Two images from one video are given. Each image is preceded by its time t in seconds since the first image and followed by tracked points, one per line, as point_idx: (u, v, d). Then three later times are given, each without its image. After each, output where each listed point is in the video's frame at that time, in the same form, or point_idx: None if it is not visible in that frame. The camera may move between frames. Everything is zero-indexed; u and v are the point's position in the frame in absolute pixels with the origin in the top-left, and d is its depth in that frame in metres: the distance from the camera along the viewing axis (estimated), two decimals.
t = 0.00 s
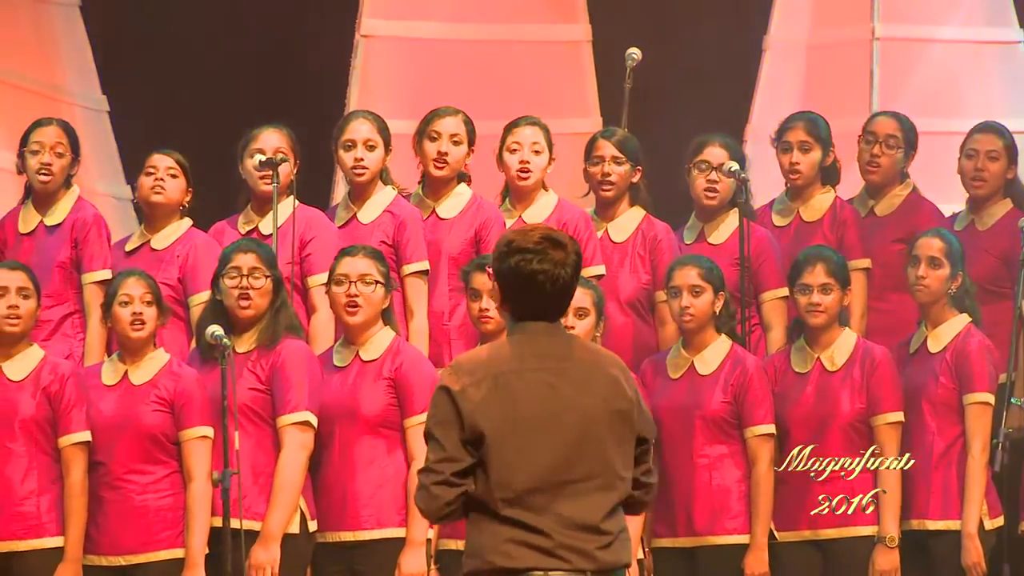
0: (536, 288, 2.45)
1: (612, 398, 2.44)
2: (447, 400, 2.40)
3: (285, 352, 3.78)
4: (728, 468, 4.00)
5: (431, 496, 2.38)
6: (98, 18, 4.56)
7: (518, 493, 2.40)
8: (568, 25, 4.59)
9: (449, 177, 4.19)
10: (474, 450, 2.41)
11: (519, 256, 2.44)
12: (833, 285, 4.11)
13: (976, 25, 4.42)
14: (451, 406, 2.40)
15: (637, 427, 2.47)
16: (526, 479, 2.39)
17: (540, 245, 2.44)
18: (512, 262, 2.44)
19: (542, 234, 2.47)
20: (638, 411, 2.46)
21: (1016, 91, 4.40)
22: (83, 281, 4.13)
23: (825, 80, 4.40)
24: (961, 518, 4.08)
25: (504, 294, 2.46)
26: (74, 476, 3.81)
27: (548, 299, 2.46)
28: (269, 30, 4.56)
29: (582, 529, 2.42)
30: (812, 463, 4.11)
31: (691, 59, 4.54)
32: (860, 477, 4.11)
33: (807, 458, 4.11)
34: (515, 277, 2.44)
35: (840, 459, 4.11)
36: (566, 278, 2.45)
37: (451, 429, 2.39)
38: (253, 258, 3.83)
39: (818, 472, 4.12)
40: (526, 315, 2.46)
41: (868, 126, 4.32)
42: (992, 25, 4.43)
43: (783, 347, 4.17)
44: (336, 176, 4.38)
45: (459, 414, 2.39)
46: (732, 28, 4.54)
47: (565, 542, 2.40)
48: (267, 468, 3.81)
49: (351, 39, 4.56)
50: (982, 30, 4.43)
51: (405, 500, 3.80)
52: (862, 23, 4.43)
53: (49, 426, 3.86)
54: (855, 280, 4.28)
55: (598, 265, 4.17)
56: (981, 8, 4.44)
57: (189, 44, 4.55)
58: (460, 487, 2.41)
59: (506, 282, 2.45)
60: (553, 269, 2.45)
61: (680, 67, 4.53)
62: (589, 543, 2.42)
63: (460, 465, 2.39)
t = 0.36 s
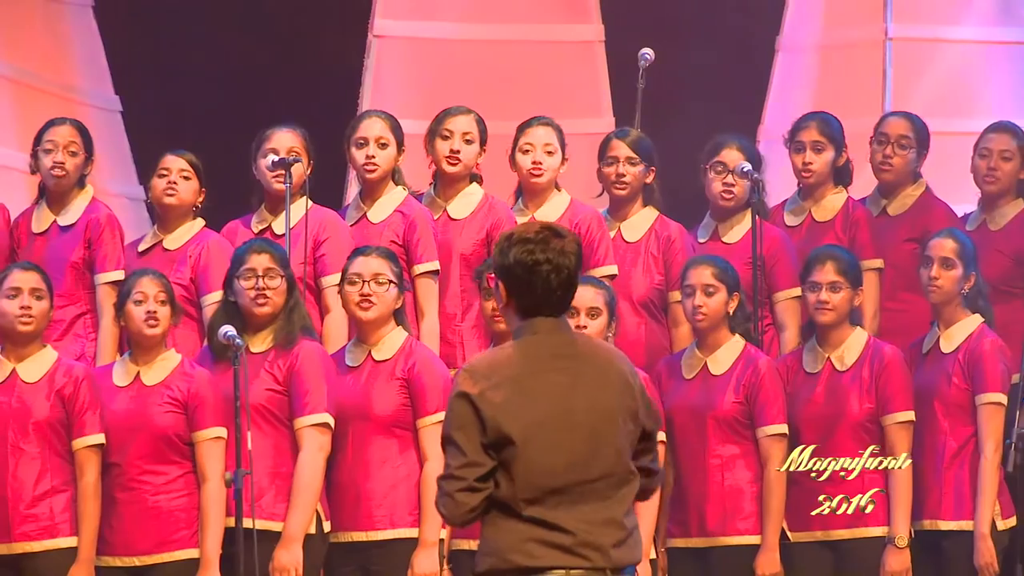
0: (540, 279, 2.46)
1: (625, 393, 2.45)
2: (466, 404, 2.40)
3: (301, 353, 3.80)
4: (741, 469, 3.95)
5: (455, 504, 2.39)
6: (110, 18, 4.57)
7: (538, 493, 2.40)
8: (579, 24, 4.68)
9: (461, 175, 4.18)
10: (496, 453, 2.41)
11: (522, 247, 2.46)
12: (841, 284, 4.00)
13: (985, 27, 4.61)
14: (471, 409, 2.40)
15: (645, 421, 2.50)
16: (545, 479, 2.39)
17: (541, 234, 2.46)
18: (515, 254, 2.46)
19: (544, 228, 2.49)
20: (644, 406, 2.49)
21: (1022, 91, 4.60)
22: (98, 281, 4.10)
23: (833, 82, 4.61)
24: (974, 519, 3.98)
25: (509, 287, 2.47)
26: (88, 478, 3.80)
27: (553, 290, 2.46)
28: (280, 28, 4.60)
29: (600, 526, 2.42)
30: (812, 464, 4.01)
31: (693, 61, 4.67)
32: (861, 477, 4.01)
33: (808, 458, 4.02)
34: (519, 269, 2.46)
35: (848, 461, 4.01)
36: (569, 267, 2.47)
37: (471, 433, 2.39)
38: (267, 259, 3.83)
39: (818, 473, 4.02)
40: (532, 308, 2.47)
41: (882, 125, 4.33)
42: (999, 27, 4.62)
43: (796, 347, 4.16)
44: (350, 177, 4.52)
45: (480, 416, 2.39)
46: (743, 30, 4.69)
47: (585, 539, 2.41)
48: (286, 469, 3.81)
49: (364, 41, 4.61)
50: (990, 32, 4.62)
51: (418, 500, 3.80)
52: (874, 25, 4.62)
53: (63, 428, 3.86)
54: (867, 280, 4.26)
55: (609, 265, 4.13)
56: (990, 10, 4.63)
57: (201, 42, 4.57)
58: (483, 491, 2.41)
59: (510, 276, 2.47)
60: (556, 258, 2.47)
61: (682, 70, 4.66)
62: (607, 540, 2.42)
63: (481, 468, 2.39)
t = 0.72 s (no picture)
0: (553, 284, 2.47)
1: (640, 395, 2.46)
2: (476, 405, 2.42)
3: (317, 354, 3.81)
4: (759, 469, 3.95)
5: (465, 505, 2.41)
6: (127, 18, 4.60)
7: (549, 494, 2.42)
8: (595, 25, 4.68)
9: (478, 176, 4.15)
10: (505, 454, 2.43)
11: (536, 253, 2.48)
12: (854, 285, 3.98)
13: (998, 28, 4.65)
14: (480, 411, 2.42)
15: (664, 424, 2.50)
16: (557, 481, 2.41)
17: (556, 240, 2.48)
18: (528, 259, 2.48)
19: (561, 233, 2.51)
20: (661, 409, 2.49)
21: None
22: (116, 282, 4.10)
23: (847, 82, 4.65)
24: (989, 519, 3.96)
25: (522, 292, 2.49)
26: (106, 478, 3.81)
27: (565, 297, 2.48)
28: (299, 29, 4.58)
29: (612, 528, 2.44)
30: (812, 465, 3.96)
31: (715, 61, 4.65)
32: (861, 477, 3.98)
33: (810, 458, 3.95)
34: (532, 275, 2.48)
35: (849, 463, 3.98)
36: (582, 275, 2.48)
37: (481, 434, 2.42)
38: (284, 262, 3.83)
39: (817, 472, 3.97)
40: (544, 313, 2.49)
41: (897, 126, 4.31)
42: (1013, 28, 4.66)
43: (813, 347, 4.15)
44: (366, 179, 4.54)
45: (488, 417, 2.41)
46: (759, 31, 4.68)
47: (597, 541, 2.42)
48: (302, 470, 3.83)
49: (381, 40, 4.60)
50: (1004, 33, 4.65)
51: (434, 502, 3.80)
52: (889, 24, 4.65)
53: (81, 429, 3.87)
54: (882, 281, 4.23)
55: (625, 266, 4.10)
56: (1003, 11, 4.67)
57: (217, 43, 4.58)
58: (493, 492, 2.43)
59: (522, 280, 2.49)
60: (569, 265, 2.48)
61: (703, 70, 4.64)
62: (619, 542, 2.44)
63: (490, 469, 2.41)
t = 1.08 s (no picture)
0: (579, 277, 2.47)
1: (655, 398, 2.46)
2: (490, 401, 2.44)
3: (329, 355, 3.80)
4: (779, 469, 3.94)
5: (474, 500, 2.43)
6: (142, 18, 4.61)
7: (560, 495, 2.42)
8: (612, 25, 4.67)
9: (495, 176, 4.11)
10: (518, 452, 2.44)
11: (566, 244, 2.47)
12: (872, 285, 3.97)
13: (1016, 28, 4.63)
14: (494, 408, 2.44)
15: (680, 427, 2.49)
16: (567, 481, 2.42)
17: (588, 234, 2.47)
18: (558, 248, 2.47)
19: (596, 229, 2.50)
20: (678, 414, 2.49)
21: None
22: (133, 282, 4.07)
23: (863, 82, 4.65)
24: (1006, 520, 3.93)
25: (547, 279, 2.48)
26: (124, 478, 3.81)
27: (590, 292, 2.47)
28: (317, 31, 4.60)
29: (621, 530, 2.44)
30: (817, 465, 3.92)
31: (733, 62, 4.64)
32: (861, 477, 3.97)
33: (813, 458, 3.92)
34: (560, 264, 2.47)
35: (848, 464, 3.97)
36: (609, 272, 2.47)
37: (494, 430, 2.44)
38: (300, 259, 3.84)
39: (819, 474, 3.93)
40: (567, 304, 2.48)
41: (913, 126, 4.31)
42: None
43: (830, 347, 4.13)
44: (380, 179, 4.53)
45: (502, 414, 2.43)
46: (775, 30, 4.67)
47: (606, 541, 2.43)
48: (312, 469, 3.82)
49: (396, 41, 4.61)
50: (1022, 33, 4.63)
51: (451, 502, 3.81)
52: (907, 23, 4.62)
53: (98, 429, 3.88)
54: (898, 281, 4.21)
55: (642, 266, 4.08)
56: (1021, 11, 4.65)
57: (235, 43, 4.59)
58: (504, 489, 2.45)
59: (551, 270, 2.48)
60: (598, 262, 2.47)
61: (721, 70, 4.64)
62: (628, 543, 2.44)
63: (502, 465, 2.43)
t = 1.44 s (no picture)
0: (587, 279, 2.47)
1: (668, 397, 2.46)
2: (503, 400, 2.45)
3: (348, 354, 3.82)
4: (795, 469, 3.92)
5: (487, 498, 2.44)
6: (160, 17, 4.58)
7: (574, 494, 2.42)
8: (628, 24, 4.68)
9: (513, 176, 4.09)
10: (531, 450, 2.45)
11: (573, 246, 2.48)
12: (892, 284, 3.95)
13: None
14: (508, 407, 2.44)
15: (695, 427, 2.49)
16: (582, 480, 2.42)
17: (594, 235, 2.48)
18: (566, 251, 2.48)
19: (603, 229, 2.49)
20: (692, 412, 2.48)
21: None
22: (150, 281, 4.07)
23: (881, 82, 4.68)
24: None
25: (557, 283, 2.50)
26: (141, 477, 3.83)
27: (599, 293, 2.48)
28: (334, 30, 4.57)
29: (635, 529, 2.44)
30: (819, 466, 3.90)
31: (750, 60, 4.62)
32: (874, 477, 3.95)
33: (814, 459, 3.91)
34: (568, 266, 2.48)
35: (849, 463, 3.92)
36: (616, 271, 2.47)
37: (507, 429, 2.44)
38: (318, 259, 3.85)
39: (821, 475, 3.90)
40: (579, 306, 2.49)
41: (930, 126, 4.29)
42: None
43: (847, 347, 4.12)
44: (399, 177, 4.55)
45: (516, 413, 2.44)
46: (794, 30, 4.65)
47: (621, 540, 2.43)
48: (334, 470, 3.84)
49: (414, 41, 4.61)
50: None
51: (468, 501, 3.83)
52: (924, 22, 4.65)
53: (116, 428, 3.88)
54: (916, 280, 4.20)
55: (659, 266, 4.05)
56: None
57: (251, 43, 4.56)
58: (517, 487, 2.46)
59: (560, 273, 2.50)
60: (606, 262, 2.47)
61: (737, 69, 4.61)
62: (643, 542, 2.44)
63: (515, 463, 2.44)
